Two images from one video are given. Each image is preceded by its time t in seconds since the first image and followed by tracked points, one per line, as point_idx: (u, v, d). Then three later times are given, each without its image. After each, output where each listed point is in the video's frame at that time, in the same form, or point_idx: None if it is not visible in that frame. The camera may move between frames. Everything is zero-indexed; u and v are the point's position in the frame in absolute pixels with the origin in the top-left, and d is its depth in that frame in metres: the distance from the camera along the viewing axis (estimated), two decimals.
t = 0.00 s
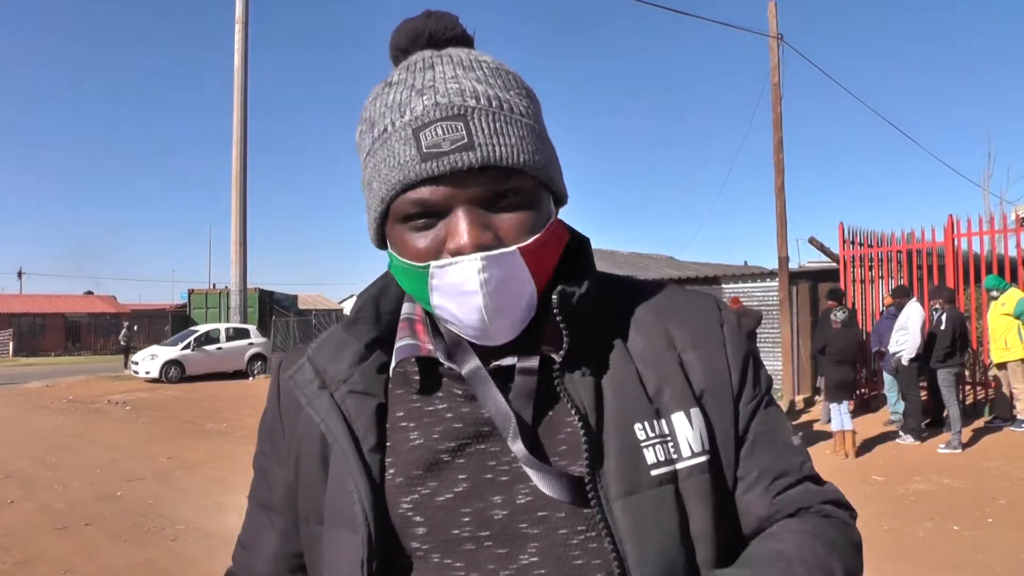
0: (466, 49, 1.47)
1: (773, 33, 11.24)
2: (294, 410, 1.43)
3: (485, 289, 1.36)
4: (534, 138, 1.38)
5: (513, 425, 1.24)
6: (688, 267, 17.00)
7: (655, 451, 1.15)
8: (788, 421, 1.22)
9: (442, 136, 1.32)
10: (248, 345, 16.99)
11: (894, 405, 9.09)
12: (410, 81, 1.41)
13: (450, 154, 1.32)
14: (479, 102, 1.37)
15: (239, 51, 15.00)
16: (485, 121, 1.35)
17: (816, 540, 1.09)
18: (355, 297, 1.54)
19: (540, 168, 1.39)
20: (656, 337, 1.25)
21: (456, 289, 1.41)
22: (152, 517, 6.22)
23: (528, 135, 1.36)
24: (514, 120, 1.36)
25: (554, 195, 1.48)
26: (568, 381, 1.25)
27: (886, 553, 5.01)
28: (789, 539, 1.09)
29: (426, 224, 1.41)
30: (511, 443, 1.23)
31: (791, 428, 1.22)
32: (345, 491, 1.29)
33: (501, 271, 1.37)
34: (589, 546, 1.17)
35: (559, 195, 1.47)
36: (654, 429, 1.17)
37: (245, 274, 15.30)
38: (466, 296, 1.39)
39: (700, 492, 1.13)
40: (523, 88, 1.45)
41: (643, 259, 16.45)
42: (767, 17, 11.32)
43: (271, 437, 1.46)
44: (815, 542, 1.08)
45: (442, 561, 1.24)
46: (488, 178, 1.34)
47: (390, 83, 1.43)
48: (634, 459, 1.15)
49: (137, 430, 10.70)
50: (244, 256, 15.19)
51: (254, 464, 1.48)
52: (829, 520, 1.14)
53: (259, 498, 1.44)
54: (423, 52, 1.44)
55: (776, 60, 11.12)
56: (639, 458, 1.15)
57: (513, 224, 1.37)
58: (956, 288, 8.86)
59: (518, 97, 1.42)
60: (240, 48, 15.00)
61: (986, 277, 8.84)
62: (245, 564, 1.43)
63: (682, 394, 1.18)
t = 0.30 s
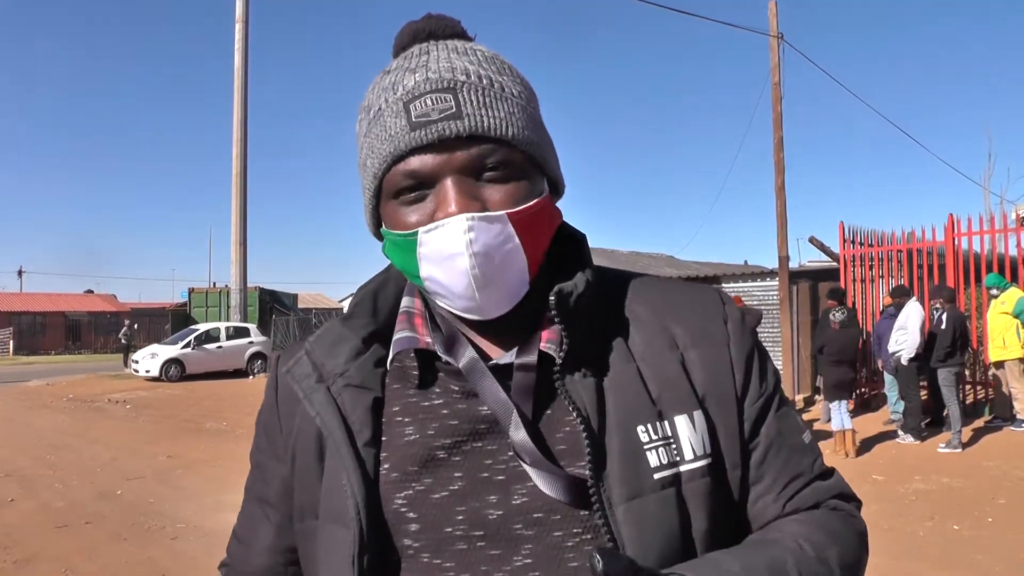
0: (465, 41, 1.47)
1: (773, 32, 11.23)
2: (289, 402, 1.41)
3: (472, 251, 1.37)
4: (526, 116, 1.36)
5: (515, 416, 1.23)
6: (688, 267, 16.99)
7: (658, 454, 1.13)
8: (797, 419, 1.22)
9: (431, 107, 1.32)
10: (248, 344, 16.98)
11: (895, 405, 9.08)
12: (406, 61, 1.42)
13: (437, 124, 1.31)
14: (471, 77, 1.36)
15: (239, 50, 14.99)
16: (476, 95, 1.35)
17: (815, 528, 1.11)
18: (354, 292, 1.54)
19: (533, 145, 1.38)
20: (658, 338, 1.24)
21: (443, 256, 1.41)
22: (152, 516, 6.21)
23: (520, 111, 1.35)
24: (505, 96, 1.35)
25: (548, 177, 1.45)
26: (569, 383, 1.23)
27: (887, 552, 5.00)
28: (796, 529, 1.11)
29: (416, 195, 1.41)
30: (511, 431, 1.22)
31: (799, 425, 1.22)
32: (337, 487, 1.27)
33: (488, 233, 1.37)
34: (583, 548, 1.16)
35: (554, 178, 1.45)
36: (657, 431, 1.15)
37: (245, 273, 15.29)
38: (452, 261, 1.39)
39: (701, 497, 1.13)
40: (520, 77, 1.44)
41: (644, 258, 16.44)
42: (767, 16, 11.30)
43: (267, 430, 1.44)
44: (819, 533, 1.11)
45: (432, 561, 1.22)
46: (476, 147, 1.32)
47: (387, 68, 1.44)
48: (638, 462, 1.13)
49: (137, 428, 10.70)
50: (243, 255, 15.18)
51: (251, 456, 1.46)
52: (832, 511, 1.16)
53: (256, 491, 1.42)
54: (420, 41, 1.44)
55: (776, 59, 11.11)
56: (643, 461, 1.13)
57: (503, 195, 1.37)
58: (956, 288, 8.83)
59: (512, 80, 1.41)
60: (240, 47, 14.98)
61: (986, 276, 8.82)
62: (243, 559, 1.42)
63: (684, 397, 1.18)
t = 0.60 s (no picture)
0: (477, 41, 1.50)
1: (773, 32, 11.25)
2: (293, 390, 1.45)
3: (474, 246, 1.39)
4: (532, 110, 1.39)
5: (520, 409, 1.26)
6: (687, 266, 17.02)
7: (661, 454, 1.17)
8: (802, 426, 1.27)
9: (437, 98, 1.36)
10: (248, 343, 17.01)
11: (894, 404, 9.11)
12: (418, 58, 1.46)
13: (442, 114, 1.35)
14: (479, 73, 1.40)
15: (239, 49, 15.00)
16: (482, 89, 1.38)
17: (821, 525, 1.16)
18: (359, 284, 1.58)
19: (538, 139, 1.40)
20: (664, 340, 1.27)
21: (446, 250, 1.44)
22: (152, 515, 6.24)
23: (525, 106, 1.38)
24: (511, 91, 1.38)
25: (553, 172, 1.48)
26: (575, 382, 1.27)
27: (885, 551, 5.03)
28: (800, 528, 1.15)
29: (421, 184, 1.44)
30: (516, 423, 1.25)
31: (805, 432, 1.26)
32: (337, 475, 1.31)
33: (491, 229, 1.38)
34: (582, 544, 1.20)
35: (557, 173, 1.47)
36: (661, 431, 1.18)
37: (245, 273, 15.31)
38: (456, 255, 1.41)
39: (702, 499, 1.16)
40: (528, 76, 1.47)
41: (643, 258, 16.46)
42: (767, 15, 11.33)
43: (271, 420, 1.47)
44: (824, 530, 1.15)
45: (428, 551, 1.26)
46: (479, 136, 1.35)
47: (399, 64, 1.48)
48: (641, 461, 1.17)
49: (138, 428, 10.73)
50: (243, 254, 15.21)
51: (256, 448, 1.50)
52: (839, 511, 1.21)
53: (260, 483, 1.46)
54: (432, 40, 1.48)
55: (776, 58, 11.13)
56: (646, 460, 1.17)
57: (506, 187, 1.39)
58: (956, 286, 8.87)
59: (520, 78, 1.44)
60: (240, 46, 14.99)
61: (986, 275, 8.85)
62: (250, 551, 1.46)
63: (689, 400, 1.21)
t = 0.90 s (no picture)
0: (461, 49, 1.47)
1: (773, 31, 11.25)
2: (294, 385, 1.44)
3: (467, 276, 1.38)
4: (516, 124, 1.37)
5: (520, 403, 1.25)
6: (686, 265, 17.01)
7: (660, 447, 1.16)
8: (791, 439, 1.26)
9: (417, 124, 1.35)
10: (248, 342, 17.01)
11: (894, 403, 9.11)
12: (399, 76, 1.45)
13: (424, 141, 1.35)
14: (460, 91, 1.38)
15: (239, 48, 14.99)
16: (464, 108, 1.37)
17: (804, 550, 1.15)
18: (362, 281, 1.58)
19: (525, 152, 1.38)
20: (665, 337, 1.27)
21: (441, 276, 1.42)
22: (152, 514, 6.24)
23: (508, 120, 1.36)
24: (494, 106, 1.36)
25: (546, 179, 1.46)
26: (574, 374, 1.28)
27: (886, 551, 5.04)
28: (785, 548, 1.15)
29: (412, 209, 1.44)
30: (517, 420, 1.24)
31: (792, 447, 1.25)
32: (337, 465, 1.30)
33: (482, 259, 1.38)
34: (582, 537, 1.19)
35: (550, 178, 1.46)
36: (660, 425, 1.18)
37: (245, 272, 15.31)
38: (450, 284, 1.40)
39: (699, 493, 1.16)
40: (515, 81, 1.45)
41: (643, 257, 16.45)
42: (767, 15, 11.32)
43: (272, 415, 1.46)
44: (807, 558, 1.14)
45: (426, 544, 1.25)
46: (464, 161, 1.35)
47: (383, 82, 1.47)
48: (640, 455, 1.17)
49: (138, 427, 10.72)
50: (243, 253, 15.20)
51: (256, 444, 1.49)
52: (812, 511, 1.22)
53: (259, 478, 1.45)
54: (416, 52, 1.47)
55: (776, 58, 11.12)
56: (644, 455, 1.17)
57: (495, 208, 1.39)
58: (956, 286, 8.87)
59: (505, 88, 1.42)
60: (240, 45, 14.98)
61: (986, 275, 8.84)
62: (248, 549, 1.46)
63: (688, 396, 1.21)
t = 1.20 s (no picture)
0: (472, 45, 1.47)
1: (773, 31, 11.22)
2: (285, 387, 1.43)
3: (459, 249, 1.38)
4: (524, 117, 1.35)
5: (512, 405, 1.24)
6: (686, 265, 16.98)
7: (653, 452, 1.15)
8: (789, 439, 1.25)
9: (426, 108, 1.33)
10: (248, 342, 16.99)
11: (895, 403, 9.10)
12: (409, 65, 1.44)
13: (432, 123, 1.32)
14: (470, 81, 1.37)
15: (239, 47, 14.97)
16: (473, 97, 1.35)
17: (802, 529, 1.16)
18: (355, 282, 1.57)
19: (530, 146, 1.37)
20: (658, 338, 1.26)
21: (434, 253, 1.43)
22: (151, 514, 6.22)
23: (516, 113, 1.34)
24: (503, 98, 1.35)
25: (546, 178, 1.45)
26: (568, 377, 1.25)
27: (886, 551, 5.02)
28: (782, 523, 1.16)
29: (413, 192, 1.43)
30: (509, 421, 1.23)
31: (789, 446, 1.25)
32: (326, 471, 1.29)
33: (476, 232, 1.38)
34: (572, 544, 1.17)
35: (552, 178, 1.45)
36: (653, 430, 1.17)
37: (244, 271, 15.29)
38: (442, 260, 1.41)
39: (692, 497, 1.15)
40: (522, 80, 1.44)
41: (642, 257, 16.43)
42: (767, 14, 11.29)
43: (264, 417, 1.45)
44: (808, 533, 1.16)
45: (416, 548, 1.24)
46: (470, 146, 1.33)
47: (392, 71, 1.46)
48: (632, 459, 1.15)
49: (137, 426, 10.70)
50: (243, 253, 15.18)
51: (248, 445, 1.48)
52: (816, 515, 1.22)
53: (251, 479, 1.44)
54: (426, 44, 1.46)
55: (777, 58, 11.11)
56: (637, 459, 1.15)
57: (497, 195, 1.38)
58: (956, 286, 8.85)
59: (513, 84, 1.41)
60: (240, 45, 14.96)
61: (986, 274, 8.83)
62: (242, 551, 1.44)
63: (682, 399, 1.19)
